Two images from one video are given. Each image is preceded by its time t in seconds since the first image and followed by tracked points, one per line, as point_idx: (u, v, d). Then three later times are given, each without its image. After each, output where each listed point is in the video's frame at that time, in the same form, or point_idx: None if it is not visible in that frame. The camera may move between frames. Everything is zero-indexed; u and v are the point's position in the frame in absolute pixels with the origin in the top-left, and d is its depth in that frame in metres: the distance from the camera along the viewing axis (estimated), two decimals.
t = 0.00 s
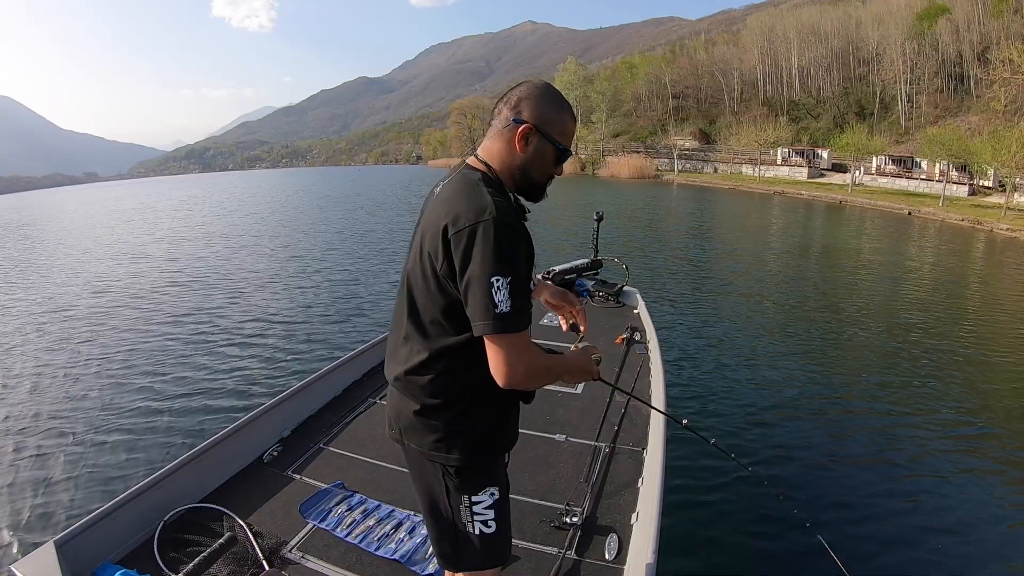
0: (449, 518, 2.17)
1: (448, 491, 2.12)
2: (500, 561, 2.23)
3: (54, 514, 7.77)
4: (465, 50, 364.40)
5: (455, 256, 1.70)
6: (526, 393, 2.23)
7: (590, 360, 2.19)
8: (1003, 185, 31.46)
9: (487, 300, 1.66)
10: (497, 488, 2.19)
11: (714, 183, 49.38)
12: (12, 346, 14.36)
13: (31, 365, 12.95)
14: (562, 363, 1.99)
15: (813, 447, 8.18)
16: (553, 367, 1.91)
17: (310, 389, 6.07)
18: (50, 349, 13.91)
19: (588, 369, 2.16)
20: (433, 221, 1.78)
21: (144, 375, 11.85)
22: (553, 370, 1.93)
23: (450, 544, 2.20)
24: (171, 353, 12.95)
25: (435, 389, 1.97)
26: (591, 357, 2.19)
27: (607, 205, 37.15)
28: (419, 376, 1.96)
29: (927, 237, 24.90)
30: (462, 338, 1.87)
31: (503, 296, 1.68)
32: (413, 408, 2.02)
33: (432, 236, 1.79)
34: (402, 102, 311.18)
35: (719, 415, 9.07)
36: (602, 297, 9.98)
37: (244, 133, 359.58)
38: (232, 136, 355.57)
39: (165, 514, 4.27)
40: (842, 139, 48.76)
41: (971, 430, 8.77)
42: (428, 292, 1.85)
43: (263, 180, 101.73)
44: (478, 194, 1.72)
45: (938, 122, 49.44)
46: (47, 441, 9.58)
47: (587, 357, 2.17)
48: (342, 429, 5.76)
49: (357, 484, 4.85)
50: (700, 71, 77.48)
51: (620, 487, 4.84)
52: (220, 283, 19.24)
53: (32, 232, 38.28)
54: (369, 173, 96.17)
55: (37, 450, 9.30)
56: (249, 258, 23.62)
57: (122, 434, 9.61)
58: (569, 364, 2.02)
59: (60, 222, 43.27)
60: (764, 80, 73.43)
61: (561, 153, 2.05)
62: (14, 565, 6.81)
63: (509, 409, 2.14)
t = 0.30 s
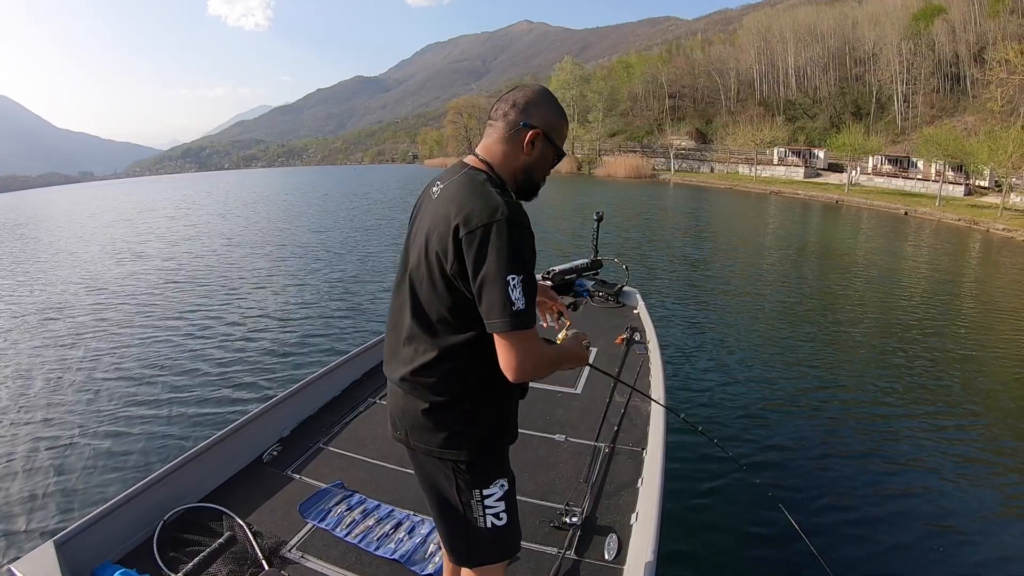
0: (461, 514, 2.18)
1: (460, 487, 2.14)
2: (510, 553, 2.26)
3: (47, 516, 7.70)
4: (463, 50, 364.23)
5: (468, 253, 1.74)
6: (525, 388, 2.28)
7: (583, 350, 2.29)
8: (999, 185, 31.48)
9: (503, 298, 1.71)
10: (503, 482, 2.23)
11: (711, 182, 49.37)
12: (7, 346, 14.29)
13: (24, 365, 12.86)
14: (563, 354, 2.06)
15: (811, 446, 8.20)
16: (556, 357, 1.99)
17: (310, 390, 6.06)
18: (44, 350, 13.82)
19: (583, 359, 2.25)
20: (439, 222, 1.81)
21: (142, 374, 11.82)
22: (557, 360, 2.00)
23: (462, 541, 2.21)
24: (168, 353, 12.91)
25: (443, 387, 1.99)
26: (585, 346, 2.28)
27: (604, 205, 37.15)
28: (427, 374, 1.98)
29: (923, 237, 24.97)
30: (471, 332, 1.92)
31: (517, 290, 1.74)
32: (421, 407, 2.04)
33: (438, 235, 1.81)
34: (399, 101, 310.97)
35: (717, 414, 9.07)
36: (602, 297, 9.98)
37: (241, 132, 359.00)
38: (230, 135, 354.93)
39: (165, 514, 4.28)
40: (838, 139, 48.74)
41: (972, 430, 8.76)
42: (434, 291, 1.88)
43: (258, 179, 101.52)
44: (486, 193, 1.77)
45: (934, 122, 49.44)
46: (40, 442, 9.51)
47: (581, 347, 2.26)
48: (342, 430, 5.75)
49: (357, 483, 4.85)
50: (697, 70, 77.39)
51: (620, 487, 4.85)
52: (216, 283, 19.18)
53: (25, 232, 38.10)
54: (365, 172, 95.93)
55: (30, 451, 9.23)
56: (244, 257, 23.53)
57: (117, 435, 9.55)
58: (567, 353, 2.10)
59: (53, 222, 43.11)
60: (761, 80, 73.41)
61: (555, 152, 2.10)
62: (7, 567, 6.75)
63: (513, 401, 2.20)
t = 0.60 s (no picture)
0: (472, 509, 2.23)
1: (470, 482, 2.18)
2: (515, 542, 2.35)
3: (41, 516, 7.63)
4: (461, 49, 364.19)
5: (477, 258, 1.78)
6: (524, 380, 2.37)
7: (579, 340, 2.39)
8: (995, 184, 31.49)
9: (515, 300, 1.78)
10: (507, 475, 2.30)
11: (707, 182, 49.36)
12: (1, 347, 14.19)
13: (18, 366, 12.77)
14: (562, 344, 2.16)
15: (811, 446, 8.19)
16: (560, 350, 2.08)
17: (309, 390, 6.05)
18: (37, 350, 13.74)
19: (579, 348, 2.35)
20: (447, 225, 1.85)
21: (139, 374, 11.77)
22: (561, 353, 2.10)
23: (473, 535, 2.26)
24: (165, 353, 12.86)
25: (452, 384, 2.03)
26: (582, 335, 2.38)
27: (600, 204, 37.14)
28: (435, 374, 2.02)
29: (918, 236, 25.03)
30: (477, 333, 1.98)
31: (528, 294, 1.82)
32: (428, 409, 2.06)
33: (446, 239, 1.85)
34: (397, 101, 310.87)
35: (716, 414, 9.07)
36: (601, 297, 9.97)
37: (238, 132, 358.49)
38: (227, 135, 354.31)
39: (165, 514, 4.27)
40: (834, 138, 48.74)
41: (974, 428, 8.79)
42: (443, 293, 1.92)
43: (252, 180, 101.29)
44: (497, 199, 1.82)
45: (930, 122, 49.43)
46: (35, 443, 9.45)
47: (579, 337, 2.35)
48: (342, 429, 5.75)
49: (356, 483, 4.85)
50: (693, 70, 77.34)
51: (620, 487, 4.84)
52: (212, 283, 19.12)
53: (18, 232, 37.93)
54: (360, 172, 95.72)
55: (24, 451, 9.18)
56: (239, 257, 23.47)
57: (112, 435, 9.50)
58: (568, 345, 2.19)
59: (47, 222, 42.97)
60: (756, 80, 73.39)
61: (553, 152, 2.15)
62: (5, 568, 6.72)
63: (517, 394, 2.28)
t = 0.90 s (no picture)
0: (486, 499, 2.36)
1: (484, 474, 2.32)
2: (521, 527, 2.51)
3: (37, 513, 7.60)
4: (458, 49, 364.25)
5: (488, 263, 1.84)
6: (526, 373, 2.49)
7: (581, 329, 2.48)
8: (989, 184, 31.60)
9: (525, 305, 1.86)
10: (511, 456, 2.44)
11: (702, 181, 49.44)
12: None
13: (11, 365, 12.70)
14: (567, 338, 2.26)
15: (810, 444, 8.19)
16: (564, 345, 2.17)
17: (309, 389, 6.04)
18: (31, 349, 13.67)
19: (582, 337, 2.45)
20: (457, 232, 1.89)
21: (134, 372, 11.73)
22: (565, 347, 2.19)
23: (487, 523, 2.40)
24: (161, 351, 12.82)
25: (463, 380, 2.11)
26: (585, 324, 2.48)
27: (596, 203, 37.22)
28: (445, 373, 2.09)
29: (913, 235, 25.12)
30: (485, 331, 2.05)
31: (536, 298, 1.90)
32: (439, 403, 2.14)
33: (455, 246, 1.90)
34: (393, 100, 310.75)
35: (715, 412, 9.07)
36: (601, 297, 9.98)
37: (234, 131, 357.99)
38: (223, 134, 353.75)
39: (164, 512, 4.27)
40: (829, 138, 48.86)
41: (970, 425, 8.82)
42: (454, 295, 1.98)
43: (246, 179, 101.14)
44: (507, 209, 1.87)
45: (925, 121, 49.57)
46: (30, 441, 9.40)
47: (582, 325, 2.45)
48: (341, 428, 5.74)
49: (356, 482, 4.85)
50: (688, 70, 77.52)
51: (620, 486, 4.84)
52: (207, 282, 19.06)
53: (11, 232, 37.78)
54: (355, 172, 95.57)
55: (18, 449, 9.12)
56: (234, 257, 23.44)
57: (108, 434, 9.46)
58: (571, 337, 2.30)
59: (40, 222, 42.76)
60: (752, 79, 73.53)
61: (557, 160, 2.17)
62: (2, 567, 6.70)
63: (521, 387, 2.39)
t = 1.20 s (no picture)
0: (498, 469, 2.59)
1: (497, 442, 2.56)
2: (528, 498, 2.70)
3: (27, 514, 7.50)
4: (455, 49, 364.41)
5: (501, 250, 2.14)
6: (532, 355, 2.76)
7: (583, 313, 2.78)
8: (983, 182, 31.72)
9: (533, 285, 2.16)
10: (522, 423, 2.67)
11: (697, 181, 49.53)
12: None
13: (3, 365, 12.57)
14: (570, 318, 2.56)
15: (808, 441, 8.20)
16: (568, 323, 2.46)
17: (309, 387, 6.04)
18: (24, 350, 13.56)
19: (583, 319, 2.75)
20: (475, 225, 2.20)
21: (131, 370, 11.68)
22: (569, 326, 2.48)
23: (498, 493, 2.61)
24: (157, 350, 12.77)
25: (482, 351, 2.39)
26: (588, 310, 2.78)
27: (591, 203, 37.29)
28: (464, 348, 2.38)
29: (907, 233, 25.19)
30: (501, 309, 2.34)
31: (541, 278, 2.19)
32: (462, 372, 2.42)
33: (473, 235, 2.20)
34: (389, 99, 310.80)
35: (713, 410, 9.08)
36: (600, 296, 9.99)
37: (230, 130, 357.36)
38: (219, 134, 353.23)
39: (164, 510, 4.26)
40: (824, 138, 49.00)
41: (965, 420, 8.88)
42: (474, 280, 2.28)
43: (240, 180, 100.88)
44: (517, 202, 2.16)
45: (919, 120, 49.73)
46: (22, 442, 9.29)
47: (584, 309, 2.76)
48: (342, 427, 5.73)
49: (356, 480, 4.85)
50: (683, 69, 77.68)
51: (620, 485, 4.85)
52: (203, 281, 18.99)
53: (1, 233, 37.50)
54: (349, 172, 95.34)
55: (9, 450, 9.01)
56: (228, 256, 23.33)
57: (103, 432, 9.42)
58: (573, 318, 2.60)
59: (31, 223, 42.47)
60: (746, 79, 73.65)
61: (556, 166, 2.45)
62: None
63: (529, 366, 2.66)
